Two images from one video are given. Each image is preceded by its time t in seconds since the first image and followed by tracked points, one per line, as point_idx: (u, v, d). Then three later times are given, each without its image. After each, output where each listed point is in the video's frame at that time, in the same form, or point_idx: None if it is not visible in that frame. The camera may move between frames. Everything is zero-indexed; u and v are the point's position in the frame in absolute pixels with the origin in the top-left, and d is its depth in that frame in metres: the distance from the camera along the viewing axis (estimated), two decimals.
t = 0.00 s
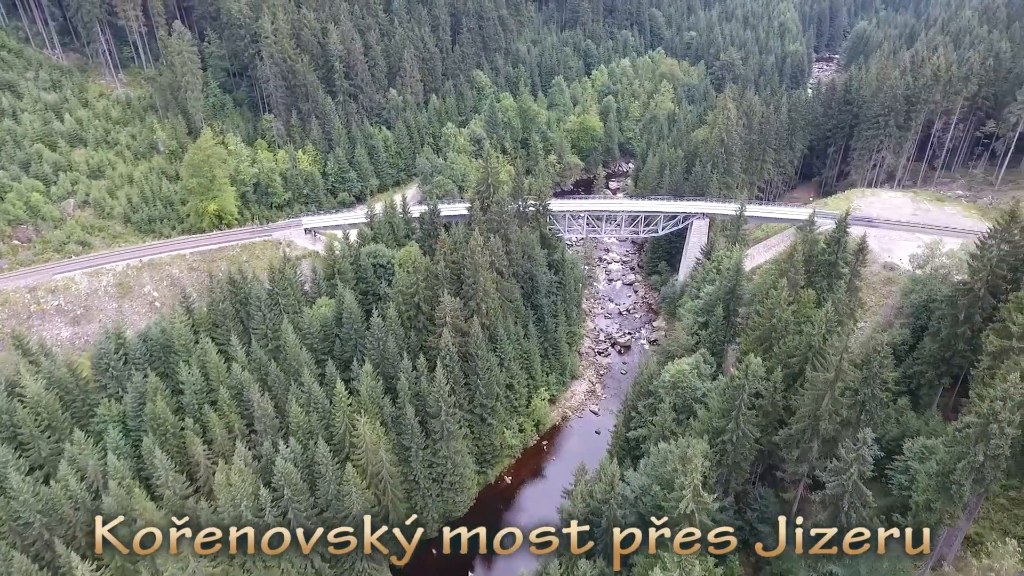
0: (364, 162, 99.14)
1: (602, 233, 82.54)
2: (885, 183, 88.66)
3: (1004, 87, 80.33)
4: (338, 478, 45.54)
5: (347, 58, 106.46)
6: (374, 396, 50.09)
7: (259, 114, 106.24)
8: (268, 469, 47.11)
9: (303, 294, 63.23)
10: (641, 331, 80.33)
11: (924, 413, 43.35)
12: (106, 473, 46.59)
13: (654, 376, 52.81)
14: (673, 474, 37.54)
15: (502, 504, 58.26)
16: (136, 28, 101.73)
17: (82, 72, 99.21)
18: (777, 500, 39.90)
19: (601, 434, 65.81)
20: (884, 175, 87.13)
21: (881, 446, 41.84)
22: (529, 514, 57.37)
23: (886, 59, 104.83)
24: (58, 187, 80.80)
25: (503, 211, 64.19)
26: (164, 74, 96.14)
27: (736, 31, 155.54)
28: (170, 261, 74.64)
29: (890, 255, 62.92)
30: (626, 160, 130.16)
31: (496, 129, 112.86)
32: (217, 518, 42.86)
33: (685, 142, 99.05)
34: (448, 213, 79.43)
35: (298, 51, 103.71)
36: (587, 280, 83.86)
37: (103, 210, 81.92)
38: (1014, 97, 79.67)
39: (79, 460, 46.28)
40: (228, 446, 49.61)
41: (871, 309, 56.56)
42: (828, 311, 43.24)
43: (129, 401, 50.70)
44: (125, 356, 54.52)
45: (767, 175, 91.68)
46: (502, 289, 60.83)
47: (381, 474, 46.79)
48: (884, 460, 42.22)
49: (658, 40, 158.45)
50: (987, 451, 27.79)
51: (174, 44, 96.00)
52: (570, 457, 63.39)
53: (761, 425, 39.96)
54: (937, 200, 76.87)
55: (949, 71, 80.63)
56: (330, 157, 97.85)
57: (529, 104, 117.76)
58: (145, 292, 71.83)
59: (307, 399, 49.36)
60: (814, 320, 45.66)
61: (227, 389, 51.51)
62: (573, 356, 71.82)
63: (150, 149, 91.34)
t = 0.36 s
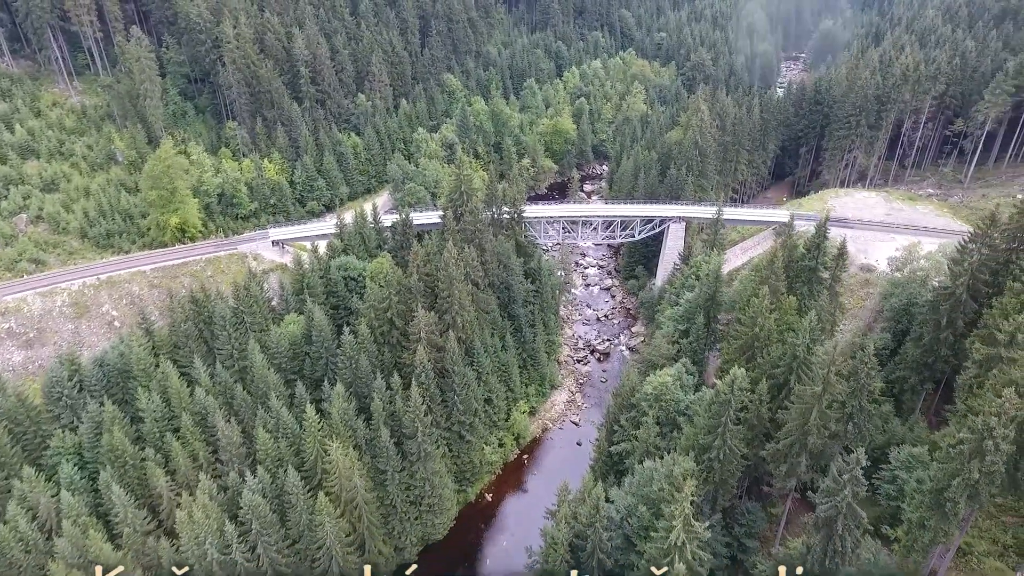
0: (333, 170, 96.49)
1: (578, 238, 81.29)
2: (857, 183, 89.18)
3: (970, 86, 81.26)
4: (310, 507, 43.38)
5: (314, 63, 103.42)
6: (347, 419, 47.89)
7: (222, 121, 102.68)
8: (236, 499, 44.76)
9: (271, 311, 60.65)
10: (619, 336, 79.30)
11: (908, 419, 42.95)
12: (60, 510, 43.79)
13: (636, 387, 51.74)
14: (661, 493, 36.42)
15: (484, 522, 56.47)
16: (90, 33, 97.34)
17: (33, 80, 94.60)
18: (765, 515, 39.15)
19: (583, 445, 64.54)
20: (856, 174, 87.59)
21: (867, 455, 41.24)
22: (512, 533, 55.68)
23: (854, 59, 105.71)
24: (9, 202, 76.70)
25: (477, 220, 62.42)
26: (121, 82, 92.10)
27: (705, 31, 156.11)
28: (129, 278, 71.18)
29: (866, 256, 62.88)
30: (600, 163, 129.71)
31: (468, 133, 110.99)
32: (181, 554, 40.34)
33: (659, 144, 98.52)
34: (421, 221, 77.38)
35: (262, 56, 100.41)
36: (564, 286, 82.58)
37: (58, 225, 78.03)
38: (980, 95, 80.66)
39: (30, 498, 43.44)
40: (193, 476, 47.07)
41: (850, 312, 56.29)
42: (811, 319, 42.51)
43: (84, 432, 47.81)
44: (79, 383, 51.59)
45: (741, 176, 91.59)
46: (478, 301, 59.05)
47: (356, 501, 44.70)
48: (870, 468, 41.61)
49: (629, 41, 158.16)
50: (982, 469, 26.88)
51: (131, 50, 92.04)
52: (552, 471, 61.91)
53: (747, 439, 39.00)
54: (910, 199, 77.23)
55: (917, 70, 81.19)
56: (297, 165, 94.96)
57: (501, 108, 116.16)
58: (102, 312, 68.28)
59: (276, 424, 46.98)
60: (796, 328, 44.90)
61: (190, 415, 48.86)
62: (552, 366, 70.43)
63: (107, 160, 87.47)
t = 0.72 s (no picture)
0: (303, 178, 93.66)
1: (556, 244, 79.81)
2: (832, 183, 89.36)
3: (941, 86, 81.76)
4: (282, 540, 41.10)
5: (281, 68, 100.22)
6: (320, 443, 45.62)
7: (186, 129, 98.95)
8: (203, 534, 42.25)
9: (238, 329, 57.97)
10: (600, 343, 78.07)
11: (894, 427, 42.36)
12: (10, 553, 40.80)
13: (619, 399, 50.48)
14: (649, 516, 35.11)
15: (467, 543, 54.62)
16: (44, 39, 92.92)
17: None
18: (755, 532, 38.14)
19: (566, 458, 63.02)
20: (831, 174, 87.74)
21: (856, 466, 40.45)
22: (495, 553, 53.90)
23: (825, 59, 106.28)
24: None
25: (453, 230, 60.45)
26: (77, 89, 88.01)
27: (678, 31, 156.18)
28: (87, 297, 67.58)
29: (846, 259, 62.71)
30: (576, 165, 129.04)
31: (441, 138, 108.77)
32: None
33: (635, 146, 97.66)
34: (394, 231, 75.13)
35: (227, 61, 97.04)
36: (543, 294, 81.16)
37: (11, 241, 74.08)
38: (951, 95, 81.16)
39: None
40: (156, 509, 44.37)
41: (831, 316, 55.80)
42: (797, 329, 41.58)
43: (37, 466, 44.77)
44: (32, 413, 48.42)
45: (718, 178, 91.19)
46: (454, 313, 57.09)
47: (331, 530, 42.52)
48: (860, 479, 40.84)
49: (602, 42, 157.48)
50: (981, 488, 25.94)
51: (87, 56, 88.04)
52: (536, 486, 60.24)
53: (735, 455, 37.87)
54: (885, 199, 77.48)
55: (889, 70, 81.50)
56: (265, 173, 91.86)
57: (475, 112, 114.32)
58: (60, 333, 64.24)
59: (244, 451, 44.52)
60: (781, 338, 43.98)
61: (152, 445, 46.12)
62: (533, 376, 68.86)
63: (65, 171, 83.49)
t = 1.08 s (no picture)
0: (274, 186, 90.67)
1: (535, 251, 78.21)
2: (810, 184, 89.28)
3: (916, 86, 81.92)
4: None
5: (248, 73, 96.93)
6: (294, 470, 43.45)
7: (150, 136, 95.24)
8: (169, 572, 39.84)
9: (205, 348, 55.24)
10: (582, 351, 76.71)
11: (884, 437, 41.66)
12: None
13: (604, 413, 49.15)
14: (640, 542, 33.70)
15: (450, 565, 52.67)
16: None
17: None
18: (748, 552, 37.02)
19: (551, 472, 61.41)
20: (809, 175, 87.60)
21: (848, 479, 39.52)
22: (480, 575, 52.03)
23: (799, 59, 106.49)
24: None
25: (429, 240, 58.42)
26: (33, 97, 83.95)
27: (653, 32, 155.93)
28: (45, 316, 64.00)
29: (829, 262, 62.34)
30: (554, 168, 127.85)
31: (416, 142, 106.39)
32: None
33: (613, 149, 96.67)
34: (370, 240, 72.84)
35: (192, 66, 93.66)
36: (524, 302, 79.53)
37: None
38: (925, 95, 81.36)
39: None
40: (119, 547, 41.74)
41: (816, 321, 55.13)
42: (785, 340, 40.55)
43: None
44: None
45: (697, 180, 90.60)
46: (432, 327, 55.16)
47: (306, 563, 40.43)
48: (852, 491, 39.96)
49: (577, 43, 156.50)
50: (983, 513, 25.08)
51: (43, 62, 84.04)
52: (520, 502, 58.48)
53: (726, 473, 36.74)
54: (864, 200, 77.51)
55: (865, 70, 81.55)
56: (235, 183, 88.72)
57: (451, 116, 112.29)
58: (16, 355, 60.79)
59: (212, 482, 42.15)
60: (768, 349, 42.98)
61: (113, 477, 43.43)
62: (515, 388, 67.18)
63: (22, 183, 79.48)
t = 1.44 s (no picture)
0: (245, 195, 87.50)
1: (516, 258, 76.49)
2: (791, 185, 88.94)
3: (894, 86, 81.86)
4: None
5: (217, 78, 93.45)
6: (266, 500, 41.25)
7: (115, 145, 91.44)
8: None
9: (172, 369, 52.49)
10: (565, 360, 75.19)
11: (876, 450, 40.82)
12: None
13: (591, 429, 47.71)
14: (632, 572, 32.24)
15: None
16: None
17: None
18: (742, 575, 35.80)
19: (536, 487, 59.70)
20: (789, 176, 87.22)
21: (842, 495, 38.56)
22: None
23: (776, 60, 106.36)
24: None
25: (407, 253, 56.46)
26: None
27: (630, 33, 155.31)
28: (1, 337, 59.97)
29: (813, 267, 61.73)
30: (534, 171, 126.26)
31: (392, 147, 103.01)
32: None
33: (593, 152, 95.47)
34: (345, 251, 70.45)
35: (157, 72, 90.09)
36: (505, 310, 77.80)
37: None
38: (903, 95, 81.32)
39: None
40: None
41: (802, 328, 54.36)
42: (776, 353, 39.40)
43: None
44: None
45: (678, 183, 89.74)
46: (411, 343, 53.11)
47: None
48: (846, 507, 38.98)
49: (555, 44, 155.25)
50: (991, 541, 24.06)
51: None
52: (506, 520, 56.63)
53: (719, 494, 35.38)
54: (845, 202, 77.28)
55: (843, 71, 81.29)
56: (204, 192, 85.45)
57: (427, 120, 110.04)
58: None
59: (179, 516, 39.76)
60: (758, 361, 41.83)
61: (72, 513, 40.78)
62: (498, 400, 65.40)
63: None
